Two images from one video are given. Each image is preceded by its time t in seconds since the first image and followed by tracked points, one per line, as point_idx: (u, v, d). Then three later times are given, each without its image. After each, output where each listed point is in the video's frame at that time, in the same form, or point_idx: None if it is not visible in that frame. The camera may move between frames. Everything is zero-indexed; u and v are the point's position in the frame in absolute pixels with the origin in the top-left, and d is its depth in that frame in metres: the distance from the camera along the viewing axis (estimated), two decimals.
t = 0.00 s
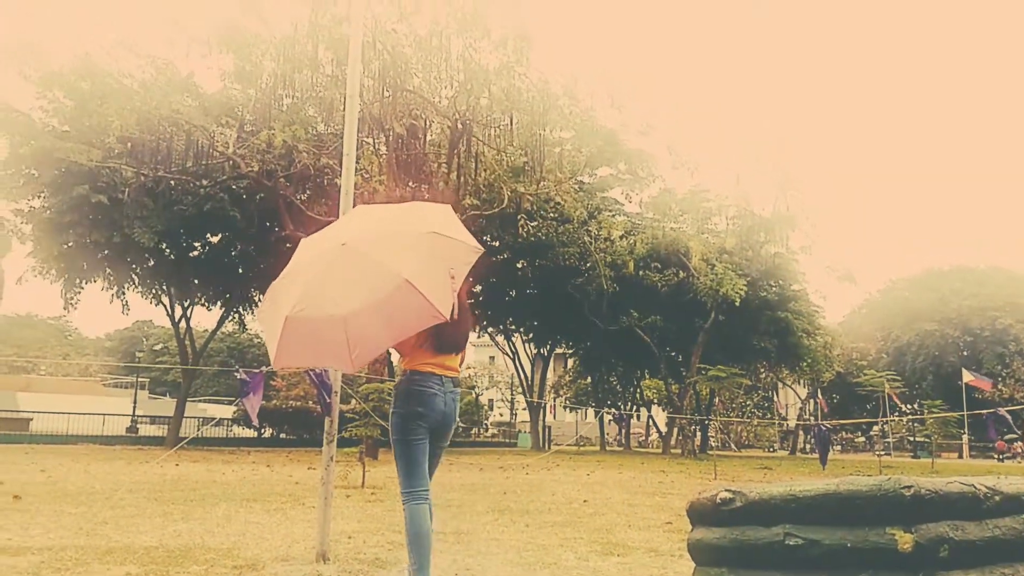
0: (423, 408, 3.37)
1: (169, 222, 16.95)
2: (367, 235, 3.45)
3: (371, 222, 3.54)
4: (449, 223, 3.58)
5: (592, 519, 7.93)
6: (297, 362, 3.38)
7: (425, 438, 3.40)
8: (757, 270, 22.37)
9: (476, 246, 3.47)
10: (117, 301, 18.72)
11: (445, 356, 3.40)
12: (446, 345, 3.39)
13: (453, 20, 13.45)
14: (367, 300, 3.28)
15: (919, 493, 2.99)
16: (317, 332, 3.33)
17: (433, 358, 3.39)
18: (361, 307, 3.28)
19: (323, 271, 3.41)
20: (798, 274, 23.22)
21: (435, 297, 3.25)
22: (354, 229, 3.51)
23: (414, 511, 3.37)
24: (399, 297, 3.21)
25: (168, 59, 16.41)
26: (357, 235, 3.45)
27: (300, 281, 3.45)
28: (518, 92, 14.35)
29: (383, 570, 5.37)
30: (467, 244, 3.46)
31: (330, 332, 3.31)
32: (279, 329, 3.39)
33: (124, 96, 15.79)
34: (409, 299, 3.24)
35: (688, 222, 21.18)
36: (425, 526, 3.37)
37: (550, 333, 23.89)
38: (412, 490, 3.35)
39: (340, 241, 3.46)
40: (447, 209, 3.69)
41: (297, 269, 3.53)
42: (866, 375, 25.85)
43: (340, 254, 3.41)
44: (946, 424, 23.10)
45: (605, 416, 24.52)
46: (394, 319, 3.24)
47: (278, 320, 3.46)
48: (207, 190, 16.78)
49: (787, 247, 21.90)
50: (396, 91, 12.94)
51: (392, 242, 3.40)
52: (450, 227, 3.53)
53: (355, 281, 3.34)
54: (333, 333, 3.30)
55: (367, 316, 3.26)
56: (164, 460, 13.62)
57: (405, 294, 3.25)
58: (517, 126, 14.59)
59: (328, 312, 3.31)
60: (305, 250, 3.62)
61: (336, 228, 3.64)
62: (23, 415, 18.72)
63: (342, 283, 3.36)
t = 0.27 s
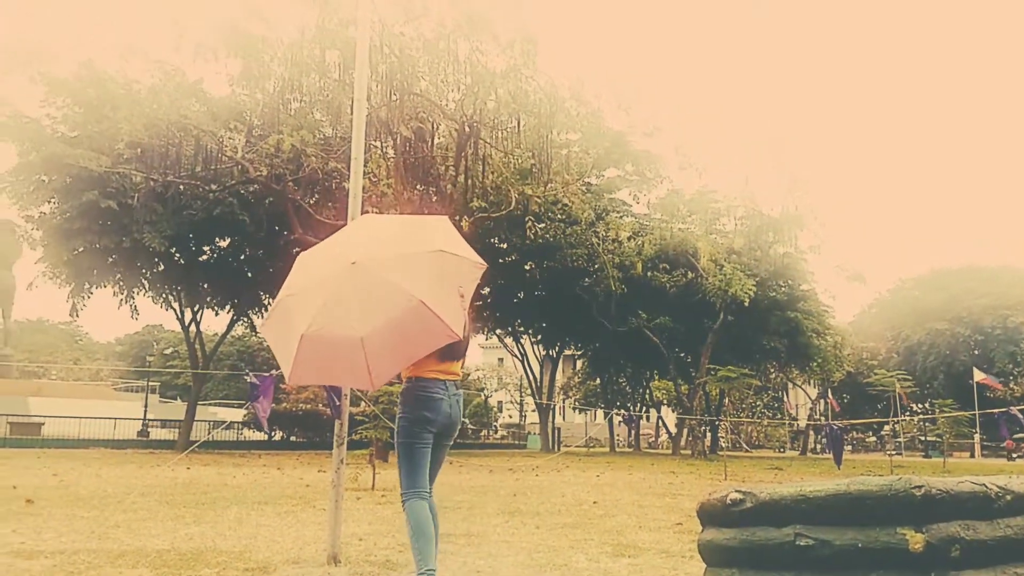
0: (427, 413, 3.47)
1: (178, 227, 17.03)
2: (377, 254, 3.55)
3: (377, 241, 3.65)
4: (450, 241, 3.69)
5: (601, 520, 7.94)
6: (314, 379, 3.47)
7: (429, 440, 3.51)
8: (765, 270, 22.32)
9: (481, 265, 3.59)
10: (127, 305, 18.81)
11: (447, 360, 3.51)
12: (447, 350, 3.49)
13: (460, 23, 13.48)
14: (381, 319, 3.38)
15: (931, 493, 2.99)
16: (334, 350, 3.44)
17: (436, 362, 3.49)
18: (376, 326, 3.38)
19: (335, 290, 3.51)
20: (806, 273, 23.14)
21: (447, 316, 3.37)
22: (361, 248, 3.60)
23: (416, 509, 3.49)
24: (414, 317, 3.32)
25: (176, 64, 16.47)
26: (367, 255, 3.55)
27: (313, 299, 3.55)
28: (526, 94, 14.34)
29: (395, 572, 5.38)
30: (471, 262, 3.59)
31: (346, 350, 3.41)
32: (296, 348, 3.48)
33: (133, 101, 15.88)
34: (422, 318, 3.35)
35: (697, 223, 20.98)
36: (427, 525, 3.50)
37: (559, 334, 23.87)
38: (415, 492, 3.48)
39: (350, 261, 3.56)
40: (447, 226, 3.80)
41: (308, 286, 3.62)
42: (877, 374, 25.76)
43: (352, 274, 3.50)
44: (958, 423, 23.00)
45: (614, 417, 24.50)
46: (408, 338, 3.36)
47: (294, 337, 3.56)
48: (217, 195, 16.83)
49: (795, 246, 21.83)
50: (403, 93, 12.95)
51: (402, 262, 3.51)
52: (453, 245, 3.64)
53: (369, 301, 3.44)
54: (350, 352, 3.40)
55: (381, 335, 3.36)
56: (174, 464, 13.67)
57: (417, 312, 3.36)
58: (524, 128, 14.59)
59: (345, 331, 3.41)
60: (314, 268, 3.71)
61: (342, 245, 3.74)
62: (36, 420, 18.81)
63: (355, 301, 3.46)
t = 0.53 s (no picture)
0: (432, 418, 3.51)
1: (191, 231, 17.12)
2: (390, 260, 3.54)
3: (386, 246, 3.64)
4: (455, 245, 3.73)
5: (613, 524, 7.92)
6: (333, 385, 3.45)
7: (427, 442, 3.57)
8: (779, 273, 22.24)
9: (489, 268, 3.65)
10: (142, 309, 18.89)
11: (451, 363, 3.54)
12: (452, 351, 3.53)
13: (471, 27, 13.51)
14: (401, 324, 3.40)
15: (946, 496, 2.97)
16: (354, 356, 3.42)
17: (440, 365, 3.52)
18: (396, 331, 3.39)
19: (350, 296, 3.49)
20: (819, 276, 23.04)
21: (466, 318, 3.44)
22: (372, 253, 3.59)
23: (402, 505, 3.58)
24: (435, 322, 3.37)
25: (190, 69, 16.59)
26: (379, 260, 3.54)
27: (327, 306, 3.51)
28: (537, 98, 14.33)
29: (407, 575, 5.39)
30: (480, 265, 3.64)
31: (366, 355, 3.41)
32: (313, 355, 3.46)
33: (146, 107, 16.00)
34: (442, 322, 3.40)
35: (709, 225, 20.98)
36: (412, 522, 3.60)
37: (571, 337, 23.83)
38: (404, 490, 3.56)
39: (362, 267, 3.53)
40: (449, 230, 3.82)
41: (319, 294, 3.58)
42: (892, 377, 25.62)
43: (366, 280, 3.49)
44: (973, 426, 22.83)
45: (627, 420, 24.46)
46: (430, 342, 3.40)
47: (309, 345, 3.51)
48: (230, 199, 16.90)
49: (808, 248, 21.75)
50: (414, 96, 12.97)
51: (415, 267, 3.52)
52: (459, 249, 3.68)
53: (386, 306, 3.44)
54: (370, 357, 3.40)
55: (403, 339, 3.38)
56: (189, 467, 13.74)
57: (437, 317, 3.41)
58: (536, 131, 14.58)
59: (364, 337, 3.40)
60: (322, 274, 3.67)
61: (348, 252, 3.70)
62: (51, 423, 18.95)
63: (372, 307, 3.45)
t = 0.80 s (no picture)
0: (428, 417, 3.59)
1: (202, 233, 17.20)
2: (393, 258, 3.64)
3: (388, 247, 3.74)
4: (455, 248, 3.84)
5: (623, 525, 7.92)
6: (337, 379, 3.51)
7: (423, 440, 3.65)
8: (789, 273, 22.20)
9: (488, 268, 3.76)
10: (154, 311, 18.96)
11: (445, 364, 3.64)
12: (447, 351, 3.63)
13: (481, 29, 13.55)
14: (405, 318, 3.48)
15: (959, 499, 2.97)
16: (358, 350, 3.49)
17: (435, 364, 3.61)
18: (402, 324, 3.46)
19: (354, 293, 3.57)
20: (830, 277, 22.96)
21: (469, 312, 3.53)
22: (375, 253, 3.68)
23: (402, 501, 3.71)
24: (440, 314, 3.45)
25: (201, 71, 16.68)
26: (382, 259, 3.63)
27: (332, 304, 3.59)
28: (546, 100, 14.35)
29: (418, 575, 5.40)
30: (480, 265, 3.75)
31: (370, 350, 3.48)
32: (319, 349, 3.51)
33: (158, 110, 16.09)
34: (446, 317, 3.49)
35: (719, 225, 20.97)
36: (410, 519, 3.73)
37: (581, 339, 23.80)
38: (401, 489, 3.67)
39: (366, 266, 3.63)
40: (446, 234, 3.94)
41: (322, 293, 3.66)
42: (904, 378, 25.52)
43: (371, 278, 3.58)
44: (985, 428, 22.72)
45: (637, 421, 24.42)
46: (435, 335, 3.48)
47: (313, 341, 3.58)
48: (241, 201, 16.96)
49: (818, 249, 21.69)
50: (424, 99, 13.01)
51: (418, 265, 3.62)
52: (459, 251, 3.79)
53: (391, 301, 3.53)
54: (376, 351, 3.47)
55: (407, 333, 3.46)
56: (200, 467, 13.80)
57: (440, 312, 3.50)
58: (545, 133, 14.60)
59: (370, 332, 3.48)
60: (324, 275, 3.75)
61: (349, 254, 3.80)
62: (63, 423, 19.03)
63: (376, 303, 3.54)
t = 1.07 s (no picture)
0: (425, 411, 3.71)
1: (215, 231, 17.27)
2: (396, 251, 3.68)
3: (390, 240, 3.77)
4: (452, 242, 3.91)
5: (633, 523, 7.92)
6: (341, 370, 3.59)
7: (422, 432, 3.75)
8: (801, 273, 22.14)
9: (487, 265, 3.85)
10: (167, 308, 19.07)
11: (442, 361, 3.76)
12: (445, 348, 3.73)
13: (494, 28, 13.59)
14: (411, 313, 3.57)
15: (971, 498, 2.96)
16: (363, 343, 3.57)
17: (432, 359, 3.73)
18: (409, 318, 3.55)
19: (358, 286, 3.62)
20: (843, 276, 22.87)
21: (472, 308, 3.64)
22: (378, 245, 3.71)
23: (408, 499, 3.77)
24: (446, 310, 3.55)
25: (214, 70, 16.78)
26: (387, 252, 3.67)
27: (335, 294, 3.62)
28: (558, 98, 14.36)
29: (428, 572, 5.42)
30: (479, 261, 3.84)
31: (375, 343, 3.56)
32: (323, 339, 3.58)
33: (172, 108, 16.20)
34: (450, 314, 3.59)
35: (731, 225, 20.91)
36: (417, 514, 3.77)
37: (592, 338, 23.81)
38: (406, 482, 3.73)
39: (369, 258, 3.66)
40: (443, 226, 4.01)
41: (324, 282, 3.68)
42: (917, 378, 25.40)
43: (376, 271, 3.63)
44: (999, 428, 22.58)
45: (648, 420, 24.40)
46: (440, 330, 3.58)
47: (315, 331, 3.62)
48: (253, 199, 17.03)
49: (830, 248, 21.62)
50: (436, 97, 13.03)
51: (423, 260, 3.68)
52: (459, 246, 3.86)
53: (396, 296, 3.59)
54: (381, 344, 3.55)
55: (413, 329, 3.55)
56: (212, 464, 13.87)
57: (446, 308, 3.59)
58: (557, 131, 14.59)
59: (376, 325, 3.55)
60: (324, 263, 3.77)
61: (348, 244, 3.82)
62: (77, 419, 19.15)
63: (381, 297, 3.59)
